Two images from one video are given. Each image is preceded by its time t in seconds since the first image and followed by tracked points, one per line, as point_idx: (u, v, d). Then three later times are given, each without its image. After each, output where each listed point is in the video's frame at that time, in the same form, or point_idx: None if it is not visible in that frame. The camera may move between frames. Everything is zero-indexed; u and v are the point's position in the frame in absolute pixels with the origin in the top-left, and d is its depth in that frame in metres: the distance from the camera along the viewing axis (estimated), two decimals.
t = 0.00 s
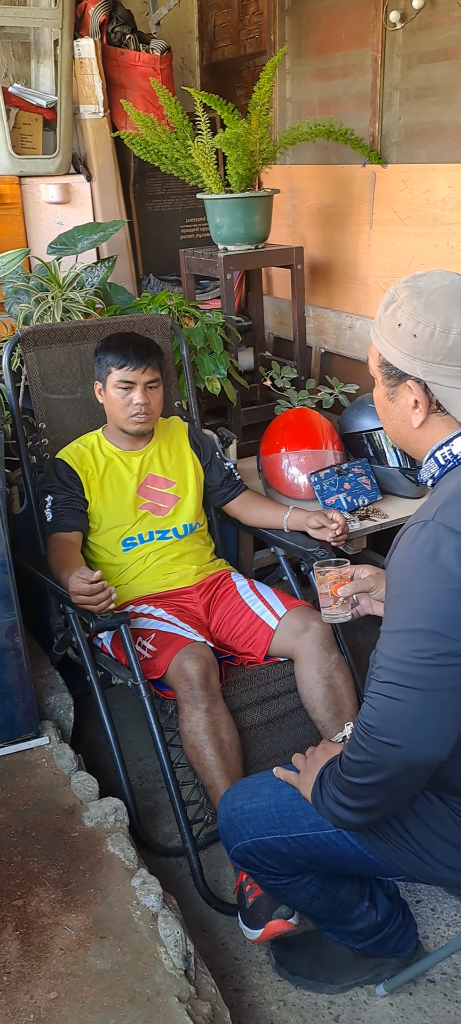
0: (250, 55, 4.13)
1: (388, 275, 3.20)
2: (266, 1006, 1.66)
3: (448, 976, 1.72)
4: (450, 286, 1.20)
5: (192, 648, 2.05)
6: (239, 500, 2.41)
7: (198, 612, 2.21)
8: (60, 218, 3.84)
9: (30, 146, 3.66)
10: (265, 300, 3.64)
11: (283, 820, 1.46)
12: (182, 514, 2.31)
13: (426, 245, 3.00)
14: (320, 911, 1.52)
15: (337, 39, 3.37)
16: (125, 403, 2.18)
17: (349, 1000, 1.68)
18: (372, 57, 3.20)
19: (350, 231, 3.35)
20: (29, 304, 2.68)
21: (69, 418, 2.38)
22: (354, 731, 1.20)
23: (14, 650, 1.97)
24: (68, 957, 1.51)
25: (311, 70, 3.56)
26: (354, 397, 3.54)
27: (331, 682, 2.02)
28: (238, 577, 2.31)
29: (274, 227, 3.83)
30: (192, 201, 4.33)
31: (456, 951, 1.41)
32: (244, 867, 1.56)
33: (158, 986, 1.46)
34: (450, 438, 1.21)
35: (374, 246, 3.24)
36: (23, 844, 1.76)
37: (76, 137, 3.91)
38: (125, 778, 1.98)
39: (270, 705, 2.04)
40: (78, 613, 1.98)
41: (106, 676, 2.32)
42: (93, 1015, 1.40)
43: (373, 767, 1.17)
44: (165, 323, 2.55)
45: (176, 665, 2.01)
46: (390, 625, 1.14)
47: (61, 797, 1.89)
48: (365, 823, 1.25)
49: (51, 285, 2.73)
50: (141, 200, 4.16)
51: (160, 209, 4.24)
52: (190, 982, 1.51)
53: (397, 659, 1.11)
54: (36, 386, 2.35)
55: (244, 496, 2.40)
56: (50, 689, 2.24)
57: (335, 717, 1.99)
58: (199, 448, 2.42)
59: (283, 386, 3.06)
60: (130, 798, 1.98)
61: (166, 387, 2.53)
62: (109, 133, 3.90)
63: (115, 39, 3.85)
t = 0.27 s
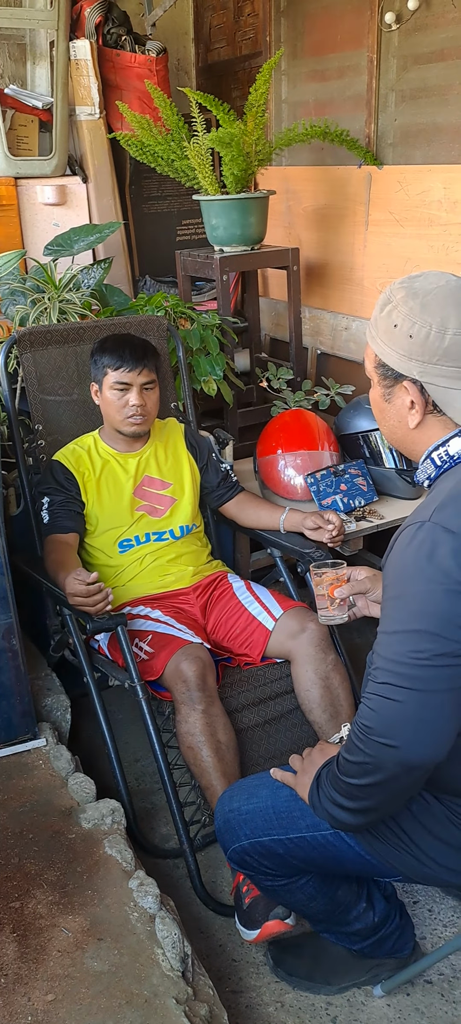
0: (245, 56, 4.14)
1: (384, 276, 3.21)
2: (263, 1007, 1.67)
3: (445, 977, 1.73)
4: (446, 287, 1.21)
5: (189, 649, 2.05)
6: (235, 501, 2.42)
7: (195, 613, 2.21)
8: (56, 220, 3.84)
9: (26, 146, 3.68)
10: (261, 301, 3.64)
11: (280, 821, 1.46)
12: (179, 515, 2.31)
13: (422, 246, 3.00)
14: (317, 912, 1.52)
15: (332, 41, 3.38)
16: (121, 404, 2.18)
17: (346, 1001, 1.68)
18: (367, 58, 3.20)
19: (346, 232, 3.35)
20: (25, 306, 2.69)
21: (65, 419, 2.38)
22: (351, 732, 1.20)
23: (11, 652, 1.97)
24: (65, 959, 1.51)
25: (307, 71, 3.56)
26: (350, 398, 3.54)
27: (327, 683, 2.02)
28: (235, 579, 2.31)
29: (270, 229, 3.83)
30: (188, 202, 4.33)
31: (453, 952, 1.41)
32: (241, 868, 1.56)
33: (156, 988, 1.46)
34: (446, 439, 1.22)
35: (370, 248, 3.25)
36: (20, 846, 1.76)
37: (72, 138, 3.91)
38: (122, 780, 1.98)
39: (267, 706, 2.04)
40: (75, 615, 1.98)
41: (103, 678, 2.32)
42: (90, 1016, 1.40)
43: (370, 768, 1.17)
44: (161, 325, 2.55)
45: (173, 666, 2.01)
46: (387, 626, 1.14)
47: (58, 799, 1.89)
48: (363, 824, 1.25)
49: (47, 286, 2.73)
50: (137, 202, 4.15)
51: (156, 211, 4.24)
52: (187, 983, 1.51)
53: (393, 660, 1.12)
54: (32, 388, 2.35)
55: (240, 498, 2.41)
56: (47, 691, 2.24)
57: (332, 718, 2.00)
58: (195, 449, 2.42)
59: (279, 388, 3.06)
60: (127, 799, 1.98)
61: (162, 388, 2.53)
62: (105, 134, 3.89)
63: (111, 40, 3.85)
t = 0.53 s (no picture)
0: (242, 58, 4.14)
1: (381, 278, 3.21)
2: (262, 1008, 1.67)
3: (443, 978, 1.73)
4: (443, 287, 1.21)
5: (186, 651, 2.05)
6: (232, 502, 2.42)
7: (192, 615, 2.22)
8: (52, 222, 3.87)
9: (23, 148, 3.68)
10: (258, 303, 3.65)
11: (278, 823, 1.46)
12: (176, 517, 2.31)
13: (419, 248, 3.01)
14: (315, 913, 1.53)
15: (329, 43, 3.39)
16: (118, 407, 2.18)
17: (345, 1002, 1.68)
18: (364, 60, 3.21)
19: (342, 234, 3.36)
20: (22, 308, 2.70)
21: (62, 421, 2.38)
22: (350, 734, 1.20)
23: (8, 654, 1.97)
24: (64, 960, 1.51)
25: (303, 73, 3.57)
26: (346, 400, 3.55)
27: (325, 685, 2.03)
28: (232, 580, 2.32)
29: (266, 231, 3.84)
30: (185, 204, 4.34)
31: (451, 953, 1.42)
32: (240, 870, 1.56)
33: (154, 990, 1.46)
34: (443, 439, 1.23)
35: (366, 250, 3.26)
36: (19, 849, 1.76)
37: (69, 140, 3.91)
38: (120, 782, 1.98)
39: (264, 708, 2.04)
40: (73, 617, 1.98)
41: (100, 680, 2.32)
42: (89, 1018, 1.40)
43: (369, 769, 1.18)
44: (158, 326, 2.55)
45: (171, 668, 2.01)
46: (385, 627, 1.15)
47: (56, 801, 1.89)
48: (361, 825, 1.26)
49: (44, 289, 2.73)
50: (134, 204, 4.16)
51: (152, 212, 4.24)
52: (186, 985, 1.51)
53: (392, 661, 1.12)
54: (29, 390, 2.35)
55: (237, 500, 2.41)
56: (45, 693, 2.24)
57: (329, 719, 2.00)
58: (192, 451, 2.42)
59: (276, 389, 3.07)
60: (125, 801, 1.98)
61: (159, 390, 2.53)
62: (101, 135, 3.90)
63: (108, 42, 3.87)
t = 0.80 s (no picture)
0: (237, 59, 4.14)
1: (377, 280, 3.22)
2: (259, 1011, 1.67)
3: (441, 980, 1.73)
4: (436, 290, 1.21)
5: (183, 653, 2.05)
6: (228, 504, 2.42)
7: (188, 617, 2.22)
8: (48, 224, 3.86)
9: (18, 151, 3.71)
10: (254, 304, 3.65)
11: (275, 825, 1.46)
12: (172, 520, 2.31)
13: (415, 249, 3.01)
14: (313, 916, 1.53)
15: (324, 45, 3.39)
16: (113, 408, 2.18)
17: (342, 1005, 1.68)
18: (360, 62, 3.21)
19: (338, 236, 3.36)
20: (18, 310, 2.70)
21: (58, 424, 2.37)
22: (347, 736, 1.20)
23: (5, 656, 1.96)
24: (60, 963, 1.51)
25: (299, 75, 3.57)
26: (343, 402, 3.55)
27: (322, 687, 2.03)
28: (229, 582, 2.32)
29: (262, 232, 3.84)
30: (180, 205, 4.34)
31: (448, 955, 1.42)
32: (237, 872, 1.56)
33: (151, 992, 1.46)
34: (438, 441, 1.23)
35: (362, 251, 3.26)
36: (15, 852, 1.75)
37: (64, 142, 3.91)
38: (116, 784, 1.98)
39: (261, 710, 2.04)
40: (69, 619, 1.97)
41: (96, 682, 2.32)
42: (86, 1020, 1.40)
43: (366, 772, 1.18)
44: (154, 328, 2.55)
45: (167, 670, 2.01)
46: (381, 629, 1.15)
47: (52, 803, 1.88)
48: (359, 827, 1.26)
49: (39, 291, 2.73)
50: (129, 206, 4.15)
51: (148, 214, 4.24)
52: (183, 988, 1.51)
53: (388, 663, 1.12)
54: (25, 392, 2.34)
55: (233, 502, 2.41)
56: (41, 695, 2.24)
57: (326, 721, 2.00)
58: (188, 453, 2.42)
59: (272, 391, 3.07)
60: (122, 804, 1.97)
61: (155, 392, 2.53)
62: (96, 138, 3.89)
63: (103, 43, 3.84)
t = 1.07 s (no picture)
0: (232, 61, 4.14)
1: (372, 282, 3.22)
2: (254, 1013, 1.67)
3: (436, 981, 1.74)
4: (428, 292, 1.21)
5: (178, 655, 2.05)
6: (223, 506, 2.42)
7: (183, 619, 2.22)
8: (43, 226, 3.87)
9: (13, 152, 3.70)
10: (248, 306, 3.65)
11: (270, 827, 1.47)
12: (167, 522, 2.31)
13: (410, 251, 3.02)
14: (308, 918, 1.53)
15: (319, 46, 3.39)
16: (103, 404, 2.19)
17: (337, 1006, 1.69)
18: (354, 64, 3.22)
19: (333, 237, 3.37)
20: (12, 311, 2.69)
21: (53, 425, 2.37)
22: (342, 739, 1.20)
23: None
24: (55, 966, 1.51)
25: (294, 77, 3.57)
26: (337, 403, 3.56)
27: (317, 688, 2.03)
28: (224, 584, 2.32)
29: (257, 234, 3.84)
30: (175, 207, 4.34)
31: (443, 957, 1.42)
32: (232, 874, 1.56)
33: (147, 994, 1.46)
34: (431, 443, 1.24)
35: (357, 253, 3.26)
36: (10, 854, 1.75)
37: (59, 143, 3.91)
38: (112, 786, 1.98)
39: (256, 711, 2.04)
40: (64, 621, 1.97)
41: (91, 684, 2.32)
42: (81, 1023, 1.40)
43: (360, 774, 1.18)
44: (149, 330, 2.55)
45: (162, 672, 2.01)
46: (375, 632, 1.15)
47: (47, 805, 1.88)
48: (353, 829, 1.26)
49: (34, 292, 2.73)
50: (124, 208, 4.15)
51: (143, 216, 4.24)
52: (178, 989, 1.51)
53: (382, 666, 1.12)
54: (19, 393, 2.34)
55: (228, 503, 2.41)
56: (36, 697, 2.24)
57: (321, 723, 2.00)
58: (183, 455, 2.42)
59: (267, 393, 3.08)
60: (117, 806, 1.97)
61: (150, 394, 2.53)
62: (91, 139, 3.89)
63: (97, 44, 3.85)
